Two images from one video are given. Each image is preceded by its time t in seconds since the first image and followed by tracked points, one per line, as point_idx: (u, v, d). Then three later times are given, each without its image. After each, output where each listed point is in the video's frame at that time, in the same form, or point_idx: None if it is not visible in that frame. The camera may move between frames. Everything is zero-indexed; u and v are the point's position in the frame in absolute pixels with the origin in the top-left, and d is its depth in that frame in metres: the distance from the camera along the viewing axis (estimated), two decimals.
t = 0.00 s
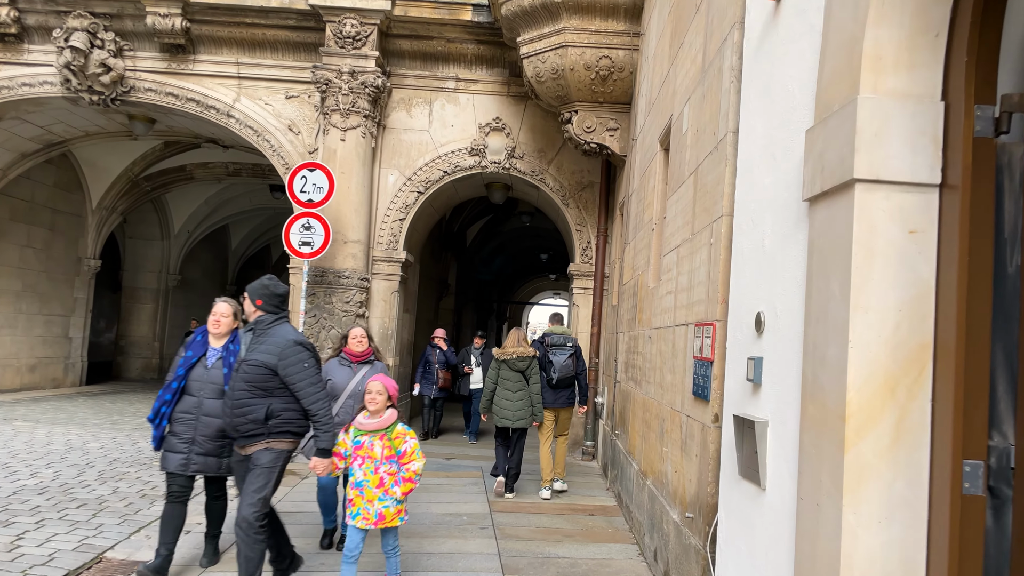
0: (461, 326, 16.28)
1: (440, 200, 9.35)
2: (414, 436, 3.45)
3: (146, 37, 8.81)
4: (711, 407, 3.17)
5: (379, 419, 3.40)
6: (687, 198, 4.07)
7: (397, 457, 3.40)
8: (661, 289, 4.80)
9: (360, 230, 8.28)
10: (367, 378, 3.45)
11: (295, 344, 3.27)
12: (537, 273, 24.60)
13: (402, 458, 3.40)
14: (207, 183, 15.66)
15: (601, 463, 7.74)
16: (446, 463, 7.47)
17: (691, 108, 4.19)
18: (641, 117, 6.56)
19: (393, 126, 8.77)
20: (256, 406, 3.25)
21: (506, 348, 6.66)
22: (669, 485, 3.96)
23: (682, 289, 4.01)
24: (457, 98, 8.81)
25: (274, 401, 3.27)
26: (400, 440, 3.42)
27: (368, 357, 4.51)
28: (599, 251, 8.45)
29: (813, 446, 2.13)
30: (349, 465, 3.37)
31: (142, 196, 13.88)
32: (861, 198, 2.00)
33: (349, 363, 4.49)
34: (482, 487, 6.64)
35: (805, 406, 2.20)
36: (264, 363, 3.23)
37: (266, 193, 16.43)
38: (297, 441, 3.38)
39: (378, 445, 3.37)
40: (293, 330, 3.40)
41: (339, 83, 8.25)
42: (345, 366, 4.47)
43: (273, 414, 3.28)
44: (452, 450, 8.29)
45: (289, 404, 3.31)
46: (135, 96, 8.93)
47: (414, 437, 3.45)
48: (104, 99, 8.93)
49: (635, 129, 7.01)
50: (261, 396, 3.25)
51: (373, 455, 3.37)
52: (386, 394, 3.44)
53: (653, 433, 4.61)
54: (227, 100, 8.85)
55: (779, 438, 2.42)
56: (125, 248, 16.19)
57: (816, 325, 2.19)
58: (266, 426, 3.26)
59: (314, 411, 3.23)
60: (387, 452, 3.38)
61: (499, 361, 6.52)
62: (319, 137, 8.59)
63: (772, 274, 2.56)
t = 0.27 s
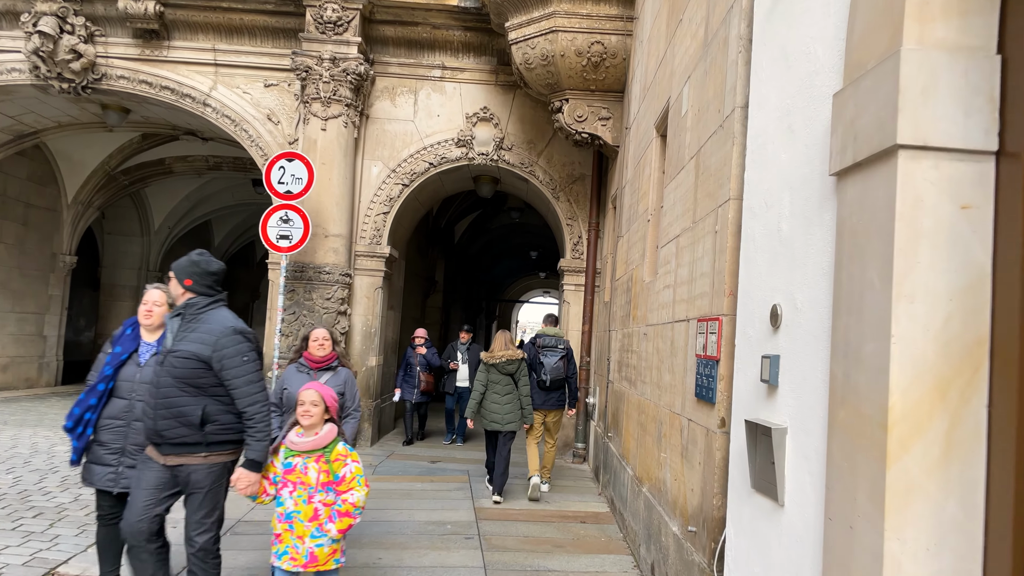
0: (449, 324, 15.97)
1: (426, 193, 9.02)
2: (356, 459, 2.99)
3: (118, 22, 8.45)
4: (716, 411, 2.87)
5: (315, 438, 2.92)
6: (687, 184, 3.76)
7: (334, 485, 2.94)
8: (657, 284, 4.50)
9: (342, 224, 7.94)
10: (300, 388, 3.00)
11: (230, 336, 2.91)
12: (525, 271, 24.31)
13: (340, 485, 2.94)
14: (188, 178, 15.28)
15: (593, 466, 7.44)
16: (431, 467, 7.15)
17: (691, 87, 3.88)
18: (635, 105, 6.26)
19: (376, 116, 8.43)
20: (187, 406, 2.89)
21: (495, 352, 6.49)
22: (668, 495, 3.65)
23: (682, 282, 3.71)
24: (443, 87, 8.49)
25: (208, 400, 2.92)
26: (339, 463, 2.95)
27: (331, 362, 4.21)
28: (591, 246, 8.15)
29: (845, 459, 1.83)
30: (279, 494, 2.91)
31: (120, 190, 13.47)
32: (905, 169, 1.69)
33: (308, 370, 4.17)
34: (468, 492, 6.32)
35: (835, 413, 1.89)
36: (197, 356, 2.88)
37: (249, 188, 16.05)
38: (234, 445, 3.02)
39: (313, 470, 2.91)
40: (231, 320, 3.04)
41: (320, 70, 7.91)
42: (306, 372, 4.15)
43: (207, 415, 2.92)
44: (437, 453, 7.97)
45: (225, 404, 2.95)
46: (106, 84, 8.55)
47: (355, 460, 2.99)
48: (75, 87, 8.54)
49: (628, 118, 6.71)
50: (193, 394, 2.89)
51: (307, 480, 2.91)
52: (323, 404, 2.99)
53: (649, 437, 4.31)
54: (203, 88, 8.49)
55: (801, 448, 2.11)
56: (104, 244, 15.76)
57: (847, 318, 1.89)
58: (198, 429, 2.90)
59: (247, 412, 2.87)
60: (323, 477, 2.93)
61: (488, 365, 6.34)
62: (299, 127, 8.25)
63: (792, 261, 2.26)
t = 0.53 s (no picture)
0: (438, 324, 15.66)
1: (412, 187, 8.70)
2: (294, 470, 2.50)
3: (90, 8, 8.09)
4: (726, 419, 2.58)
5: (240, 443, 2.42)
6: (691, 171, 3.47)
7: (265, 502, 2.44)
8: (656, 279, 4.21)
9: (324, 219, 7.61)
10: (225, 387, 2.52)
11: (130, 348, 2.27)
12: (515, 269, 24.01)
13: (273, 502, 2.44)
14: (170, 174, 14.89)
15: (586, 471, 7.14)
16: (416, 473, 6.84)
17: (694, 67, 3.59)
18: (630, 94, 5.96)
19: (361, 107, 8.10)
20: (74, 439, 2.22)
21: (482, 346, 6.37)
22: (670, 508, 3.35)
23: (685, 276, 3.42)
24: (430, 77, 8.17)
25: (101, 431, 2.26)
26: (270, 475, 2.44)
27: (288, 361, 3.42)
28: (584, 243, 7.86)
29: (894, 481, 1.54)
30: (200, 512, 2.42)
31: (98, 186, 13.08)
32: (972, 135, 1.39)
33: (261, 370, 3.40)
34: (456, 500, 6.00)
35: (880, 427, 1.60)
36: (87, 375, 2.22)
37: (233, 185, 15.68)
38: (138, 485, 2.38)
39: (238, 484, 2.41)
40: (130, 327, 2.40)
41: (301, 58, 7.58)
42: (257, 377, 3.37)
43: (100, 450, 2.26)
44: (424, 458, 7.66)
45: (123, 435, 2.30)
46: (78, 73, 8.19)
47: (292, 472, 2.49)
48: (45, 77, 8.16)
49: (623, 108, 6.42)
50: (83, 424, 2.23)
51: (231, 497, 2.41)
52: (254, 405, 2.51)
53: (647, 444, 4.01)
54: (179, 77, 8.15)
55: (834, 466, 1.82)
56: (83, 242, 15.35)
57: (894, 314, 1.59)
58: (90, 469, 2.24)
59: (156, 442, 2.25)
60: (251, 492, 2.42)
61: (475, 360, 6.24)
62: (280, 118, 7.93)
63: (821, 251, 1.97)
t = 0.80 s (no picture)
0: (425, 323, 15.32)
1: (396, 180, 8.37)
2: (180, 529, 1.72)
3: None
4: (736, 428, 2.27)
5: (108, 486, 1.68)
6: (691, 153, 3.16)
7: (137, 571, 1.67)
8: (652, 274, 3.90)
9: (302, 212, 7.28)
10: (94, 411, 1.81)
11: None
12: (505, 267, 23.70)
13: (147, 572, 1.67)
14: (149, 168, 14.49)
15: (575, 476, 6.83)
16: (398, 479, 6.52)
17: (694, 40, 3.28)
18: (623, 80, 5.66)
19: (341, 96, 7.77)
20: None
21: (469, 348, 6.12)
22: (668, 524, 3.04)
23: (685, 268, 3.11)
24: (414, 65, 7.83)
25: None
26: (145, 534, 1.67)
27: (229, 374, 2.61)
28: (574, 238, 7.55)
29: (962, 516, 1.22)
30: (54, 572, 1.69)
31: (74, 180, 12.67)
32: None
33: (194, 387, 2.59)
34: (440, 508, 5.69)
35: (941, 446, 1.28)
36: None
37: (215, 180, 15.29)
38: None
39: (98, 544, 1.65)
40: None
41: (278, 43, 7.24)
42: (190, 392, 2.58)
43: None
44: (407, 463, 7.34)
45: None
46: (45, 60, 7.82)
47: (178, 531, 1.71)
48: (10, 64, 7.77)
49: (614, 96, 6.11)
50: None
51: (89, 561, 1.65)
52: (134, 435, 1.79)
53: (643, 452, 3.71)
54: (151, 64, 7.79)
55: (875, 492, 1.50)
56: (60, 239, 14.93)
57: (958, 304, 1.27)
58: None
59: None
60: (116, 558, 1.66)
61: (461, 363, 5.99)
62: (256, 107, 7.58)
63: (855, 233, 1.65)
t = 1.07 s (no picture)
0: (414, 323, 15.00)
1: (383, 174, 8.04)
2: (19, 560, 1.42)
3: None
4: (759, 441, 1.98)
5: None
6: (700, 133, 2.85)
7: None
8: (653, 268, 3.60)
9: (283, 207, 6.95)
10: None
11: None
12: (496, 267, 23.35)
13: None
14: (130, 164, 14.12)
15: (569, 483, 6.52)
16: (382, 487, 6.19)
17: (702, 9, 2.99)
18: (619, 66, 5.36)
19: (325, 86, 7.44)
20: None
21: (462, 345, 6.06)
22: (675, 544, 2.74)
23: (693, 260, 2.81)
24: (401, 54, 7.51)
25: None
26: None
27: (151, 374, 2.25)
28: (567, 234, 7.24)
29: None
30: None
31: (51, 176, 12.29)
32: None
33: (107, 389, 2.22)
34: (426, 518, 5.38)
35: None
36: None
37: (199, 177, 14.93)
38: None
39: None
40: None
41: (258, 30, 6.90)
42: (105, 395, 2.21)
43: None
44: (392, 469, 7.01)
45: None
46: (14, 47, 7.46)
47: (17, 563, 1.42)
48: None
49: (610, 84, 5.82)
50: None
51: None
52: None
53: (643, 462, 3.41)
54: (125, 52, 7.45)
55: (954, 528, 1.20)
56: (39, 237, 14.53)
57: None
58: None
59: None
60: None
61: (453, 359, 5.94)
62: (235, 97, 7.26)
63: (920, 207, 1.35)
